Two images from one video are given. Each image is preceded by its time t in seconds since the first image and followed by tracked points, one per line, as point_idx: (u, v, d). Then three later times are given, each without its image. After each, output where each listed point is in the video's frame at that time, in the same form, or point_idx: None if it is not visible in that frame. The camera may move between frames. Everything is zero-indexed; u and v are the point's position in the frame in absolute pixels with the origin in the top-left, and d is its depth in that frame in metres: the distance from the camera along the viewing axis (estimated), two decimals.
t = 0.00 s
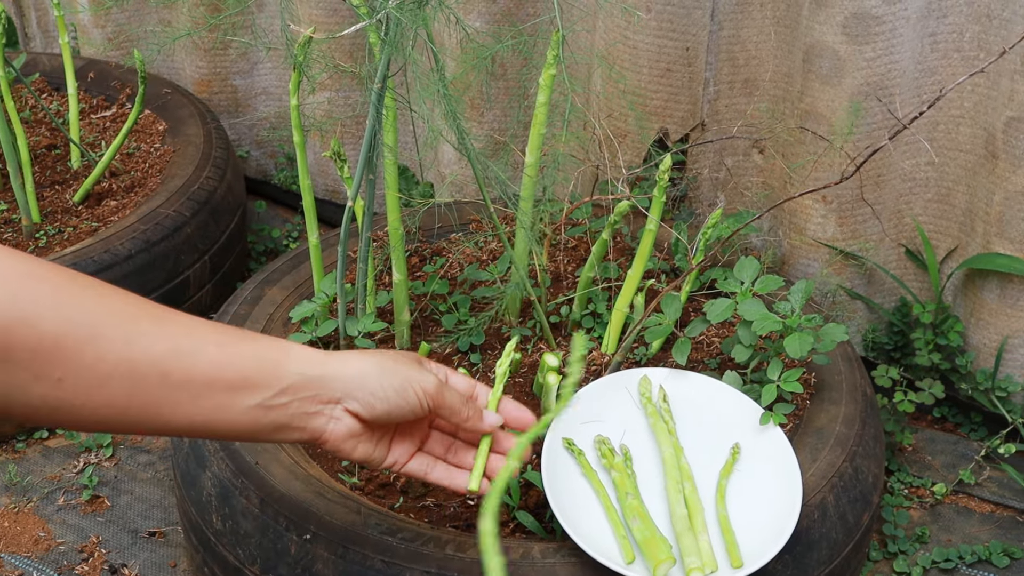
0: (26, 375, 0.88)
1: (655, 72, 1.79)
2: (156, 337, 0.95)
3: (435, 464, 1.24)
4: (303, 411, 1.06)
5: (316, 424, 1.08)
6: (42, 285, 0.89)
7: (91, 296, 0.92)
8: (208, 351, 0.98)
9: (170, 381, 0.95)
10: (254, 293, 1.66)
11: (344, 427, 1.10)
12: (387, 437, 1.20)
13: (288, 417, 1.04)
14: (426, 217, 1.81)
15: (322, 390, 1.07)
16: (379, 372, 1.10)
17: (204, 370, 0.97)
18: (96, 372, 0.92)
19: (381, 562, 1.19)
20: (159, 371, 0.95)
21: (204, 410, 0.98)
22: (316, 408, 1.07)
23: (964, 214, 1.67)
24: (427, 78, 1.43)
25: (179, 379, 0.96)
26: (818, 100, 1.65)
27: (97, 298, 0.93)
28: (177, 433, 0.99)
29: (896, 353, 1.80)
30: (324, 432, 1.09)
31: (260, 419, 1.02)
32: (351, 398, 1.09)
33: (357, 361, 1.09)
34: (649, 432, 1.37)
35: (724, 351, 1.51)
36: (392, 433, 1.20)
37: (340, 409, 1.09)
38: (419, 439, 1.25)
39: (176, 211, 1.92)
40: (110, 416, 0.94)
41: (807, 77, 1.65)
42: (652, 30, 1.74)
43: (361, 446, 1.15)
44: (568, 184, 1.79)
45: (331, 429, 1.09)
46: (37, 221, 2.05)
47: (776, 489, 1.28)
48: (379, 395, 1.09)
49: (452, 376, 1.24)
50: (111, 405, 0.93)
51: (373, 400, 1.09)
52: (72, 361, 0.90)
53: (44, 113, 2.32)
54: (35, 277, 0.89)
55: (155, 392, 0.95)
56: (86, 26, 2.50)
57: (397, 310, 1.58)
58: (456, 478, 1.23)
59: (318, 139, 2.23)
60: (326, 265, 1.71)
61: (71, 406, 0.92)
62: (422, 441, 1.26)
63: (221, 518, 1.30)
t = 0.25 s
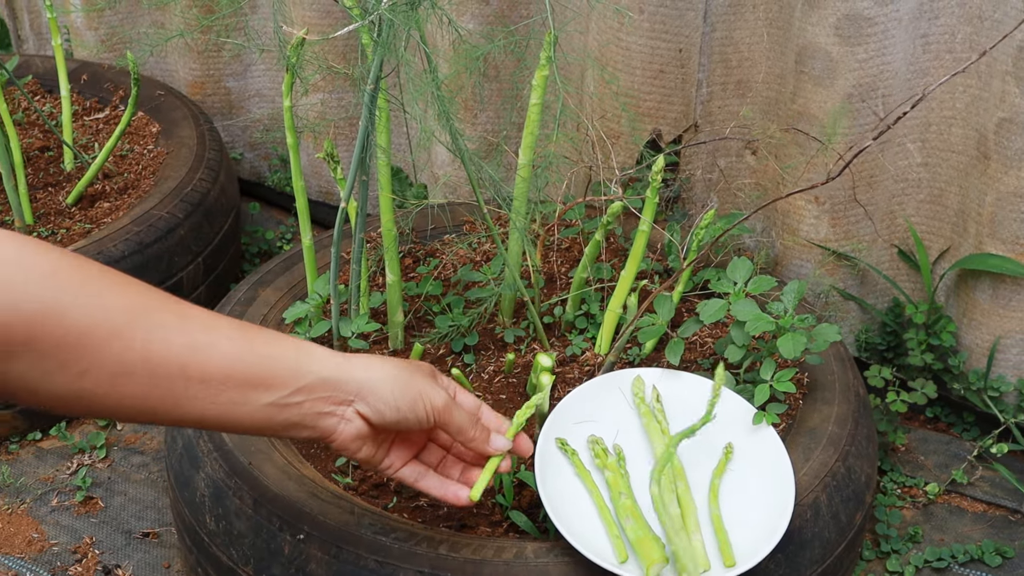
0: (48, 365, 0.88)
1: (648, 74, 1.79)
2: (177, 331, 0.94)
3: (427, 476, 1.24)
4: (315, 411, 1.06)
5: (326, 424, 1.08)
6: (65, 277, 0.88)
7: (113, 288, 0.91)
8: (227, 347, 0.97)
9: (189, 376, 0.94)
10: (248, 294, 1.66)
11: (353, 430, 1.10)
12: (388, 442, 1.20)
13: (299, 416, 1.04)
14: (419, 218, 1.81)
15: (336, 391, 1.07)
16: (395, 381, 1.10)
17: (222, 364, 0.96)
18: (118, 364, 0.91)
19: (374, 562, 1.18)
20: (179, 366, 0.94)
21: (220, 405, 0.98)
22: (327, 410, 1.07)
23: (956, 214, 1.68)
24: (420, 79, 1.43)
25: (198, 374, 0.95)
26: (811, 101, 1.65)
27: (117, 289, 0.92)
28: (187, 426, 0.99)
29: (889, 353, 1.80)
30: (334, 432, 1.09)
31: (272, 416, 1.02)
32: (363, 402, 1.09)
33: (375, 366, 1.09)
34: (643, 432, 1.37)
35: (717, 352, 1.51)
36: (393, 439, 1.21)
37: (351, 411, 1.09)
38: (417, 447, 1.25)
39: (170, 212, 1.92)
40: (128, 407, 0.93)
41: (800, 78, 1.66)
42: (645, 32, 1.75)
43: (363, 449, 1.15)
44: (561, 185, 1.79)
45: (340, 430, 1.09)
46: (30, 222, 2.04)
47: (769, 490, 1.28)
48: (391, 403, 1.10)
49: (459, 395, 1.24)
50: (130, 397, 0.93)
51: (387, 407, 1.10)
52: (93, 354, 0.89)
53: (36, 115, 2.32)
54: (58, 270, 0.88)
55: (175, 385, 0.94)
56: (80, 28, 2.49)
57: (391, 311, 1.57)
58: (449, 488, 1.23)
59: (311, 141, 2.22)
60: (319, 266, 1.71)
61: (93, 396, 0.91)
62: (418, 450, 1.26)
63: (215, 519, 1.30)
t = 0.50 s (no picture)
0: (74, 352, 0.99)
1: (645, 74, 1.80)
2: (194, 327, 1.04)
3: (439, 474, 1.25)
4: (327, 406, 1.13)
5: (338, 419, 1.14)
6: (95, 274, 0.99)
7: (143, 285, 1.02)
8: (243, 344, 1.06)
9: (205, 368, 1.04)
10: (244, 294, 1.65)
11: (364, 425, 1.16)
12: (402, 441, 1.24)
13: (312, 409, 1.12)
14: (416, 218, 1.81)
15: (348, 386, 1.13)
16: (403, 378, 1.15)
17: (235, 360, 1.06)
18: (136, 357, 1.01)
19: (370, 563, 1.18)
20: (195, 360, 1.04)
21: (234, 397, 1.07)
22: (338, 405, 1.14)
23: (953, 215, 1.68)
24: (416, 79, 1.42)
25: (213, 367, 1.05)
26: (808, 102, 1.65)
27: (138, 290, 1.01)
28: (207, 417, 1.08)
29: (886, 353, 1.80)
30: (345, 427, 1.15)
31: (287, 409, 1.11)
32: (374, 398, 1.15)
33: (384, 364, 1.15)
34: (640, 433, 1.37)
35: (714, 353, 1.51)
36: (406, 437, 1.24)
37: (362, 406, 1.15)
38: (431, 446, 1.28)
39: (166, 213, 1.92)
40: (149, 397, 1.03)
41: (797, 78, 1.65)
42: (641, 32, 1.75)
43: (374, 446, 1.20)
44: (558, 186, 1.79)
45: (351, 425, 1.15)
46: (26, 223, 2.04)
47: (767, 490, 1.27)
48: (399, 399, 1.15)
49: (465, 393, 1.28)
50: (148, 387, 1.02)
51: (394, 404, 1.15)
52: (115, 343, 1.00)
53: (32, 116, 2.31)
54: (78, 264, 0.98)
55: (191, 376, 1.04)
56: (76, 28, 2.49)
57: (387, 312, 1.57)
58: (463, 482, 1.23)
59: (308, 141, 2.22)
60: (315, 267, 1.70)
61: (118, 385, 1.01)
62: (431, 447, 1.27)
63: (211, 520, 1.30)
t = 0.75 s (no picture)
0: (88, 368, 0.97)
1: (642, 74, 1.80)
2: (209, 345, 1.03)
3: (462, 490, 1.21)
4: (346, 421, 1.12)
5: (358, 434, 1.13)
6: (115, 295, 0.98)
7: (155, 305, 1.01)
8: (260, 362, 1.06)
9: (223, 386, 1.03)
10: (242, 294, 1.65)
11: (384, 441, 1.15)
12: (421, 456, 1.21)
13: (331, 425, 1.11)
14: (413, 218, 1.81)
15: (368, 401, 1.13)
16: (424, 393, 1.14)
17: (248, 377, 1.05)
18: (153, 373, 1.00)
19: (368, 563, 1.18)
20: (212, 376, 1.03)
21: (249, 413, 1.06)
22: (359, 420, 1.13)
23: (951, 215, 1.68)
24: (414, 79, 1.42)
25: (231, 384, 1.04)
26: (805, 102, 1.65)
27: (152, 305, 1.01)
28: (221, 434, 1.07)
29: (883, 353, 1.80)
30: (365, 442, 1.14)
31: (305, 426, 1.09)
32: (394, 412, 1.14)
33: (404, 379, 1.14)
34: (638, 433, 1.36)
35: (712, 352, 1.51)
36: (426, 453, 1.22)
37: (383, 421, 1.14)
38: (452, 462, 1.25)
39: (163, 213, 1.91)
40: (164, 413, 1.02)
41: (794, 79, 1.65)
42: (639, 32, 1.75)
43: (395, 463, 1.18)
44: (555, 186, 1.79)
45: (371, 441, 1.14)
46: (23, 223, 2.04)
47: (765, 490, 1.27)
48: (419, 413, 1.14)
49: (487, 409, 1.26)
50: (163, 403, 1.01)
51: (414, 418, 1.14)
52: (134, 361, 0.99)
53: (29, 115, 2.31)
54: (89, 277, 0.98)
55: (208, 393, 1.03)
56: (73, 28, 2.49)
57: (385, 311, 1.57)
58: (488, 499, 1.19)
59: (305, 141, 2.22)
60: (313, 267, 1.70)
61: (132, 403, 1.00)
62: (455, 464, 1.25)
63: (209, 520, 1.29)
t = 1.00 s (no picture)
0: (28, 361, 0.87)
1: (641, 75, 1.81)
2: (157, 339, 0.93)
3: (417, 510, 1.11)
4: (289, 425, 1.01)
5: (297, 439, 1.03)
6: (55, 281, 0.88)
7: (89, 296, 0.90)
8: (212, 359, 0.96)
9: (163, 383, 0.93)
10: (241, 295, 1.65)
11: (327, 449, 1.04)
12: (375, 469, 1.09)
13: (271, 428, 1.01)
14: (412, 220, 1.81)
15: (311, 405, 1.02)
16: (371, 398, 1.03)
17: (202, 377, 0.95)
18: (91, 369, 0.90)
19: (367, 563, 1.18)
20: (154, 373, 0.93)
21: (195, 414, 0.96)
22: (302, 426, 1.02)
23: (948, 216, 1.69)
24: (414, 81, 1.43)
25: (172, 382, 0.94)
26: (802, 103, 1.66)
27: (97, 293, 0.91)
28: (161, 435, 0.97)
29: (880, 354, 1.81)
30: (304, 448, 1.03)
31: (245, 428, 0.99)
32: (337, 420, 1.02)
33: (352, 383, 1.03)
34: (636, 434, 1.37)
35: (709, 353, 1.52)
36: (380, 466, 1.09)
37: (324, 429, 1.03)
38: (411, 479, 1.12)
39: (162, 214, 1.91)
40: (101, 411, 0.92)
41: (792, 81, 1.66)
42: (637, 34, 1.76)
43: (340, 472, 1.06)
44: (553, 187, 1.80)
45: (312, 447, 1.03)
46: (22, 224, 2.04)
47: (762, 490, 1.28)
48: (364, 420, 1.02)
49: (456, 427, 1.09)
50: (98, 400, 0.91)
51: (359, 426, 1.02)
52: (72, 356, 0.89)
53: (29, 117, 2.31)
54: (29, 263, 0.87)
55: (144, 391, 0.93)
56: (72, 29, 2.49)
57: (383, 313, 1.58)
58: (440, 521, 1.11)
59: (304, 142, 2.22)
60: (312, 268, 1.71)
61: (74, 398, 0.90)
62: (411, 482, 1.12)
63: (208, 521, 1.30)
